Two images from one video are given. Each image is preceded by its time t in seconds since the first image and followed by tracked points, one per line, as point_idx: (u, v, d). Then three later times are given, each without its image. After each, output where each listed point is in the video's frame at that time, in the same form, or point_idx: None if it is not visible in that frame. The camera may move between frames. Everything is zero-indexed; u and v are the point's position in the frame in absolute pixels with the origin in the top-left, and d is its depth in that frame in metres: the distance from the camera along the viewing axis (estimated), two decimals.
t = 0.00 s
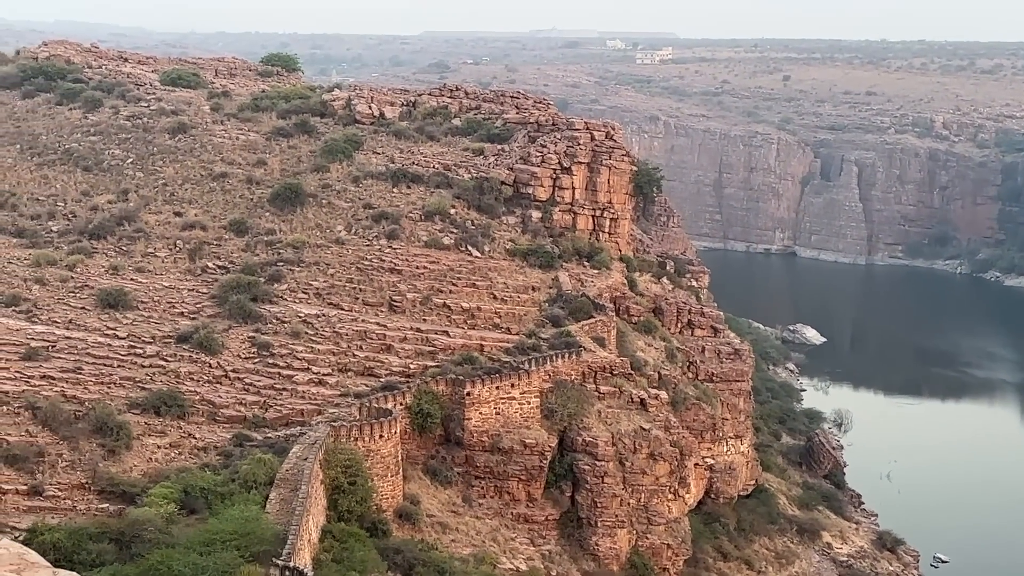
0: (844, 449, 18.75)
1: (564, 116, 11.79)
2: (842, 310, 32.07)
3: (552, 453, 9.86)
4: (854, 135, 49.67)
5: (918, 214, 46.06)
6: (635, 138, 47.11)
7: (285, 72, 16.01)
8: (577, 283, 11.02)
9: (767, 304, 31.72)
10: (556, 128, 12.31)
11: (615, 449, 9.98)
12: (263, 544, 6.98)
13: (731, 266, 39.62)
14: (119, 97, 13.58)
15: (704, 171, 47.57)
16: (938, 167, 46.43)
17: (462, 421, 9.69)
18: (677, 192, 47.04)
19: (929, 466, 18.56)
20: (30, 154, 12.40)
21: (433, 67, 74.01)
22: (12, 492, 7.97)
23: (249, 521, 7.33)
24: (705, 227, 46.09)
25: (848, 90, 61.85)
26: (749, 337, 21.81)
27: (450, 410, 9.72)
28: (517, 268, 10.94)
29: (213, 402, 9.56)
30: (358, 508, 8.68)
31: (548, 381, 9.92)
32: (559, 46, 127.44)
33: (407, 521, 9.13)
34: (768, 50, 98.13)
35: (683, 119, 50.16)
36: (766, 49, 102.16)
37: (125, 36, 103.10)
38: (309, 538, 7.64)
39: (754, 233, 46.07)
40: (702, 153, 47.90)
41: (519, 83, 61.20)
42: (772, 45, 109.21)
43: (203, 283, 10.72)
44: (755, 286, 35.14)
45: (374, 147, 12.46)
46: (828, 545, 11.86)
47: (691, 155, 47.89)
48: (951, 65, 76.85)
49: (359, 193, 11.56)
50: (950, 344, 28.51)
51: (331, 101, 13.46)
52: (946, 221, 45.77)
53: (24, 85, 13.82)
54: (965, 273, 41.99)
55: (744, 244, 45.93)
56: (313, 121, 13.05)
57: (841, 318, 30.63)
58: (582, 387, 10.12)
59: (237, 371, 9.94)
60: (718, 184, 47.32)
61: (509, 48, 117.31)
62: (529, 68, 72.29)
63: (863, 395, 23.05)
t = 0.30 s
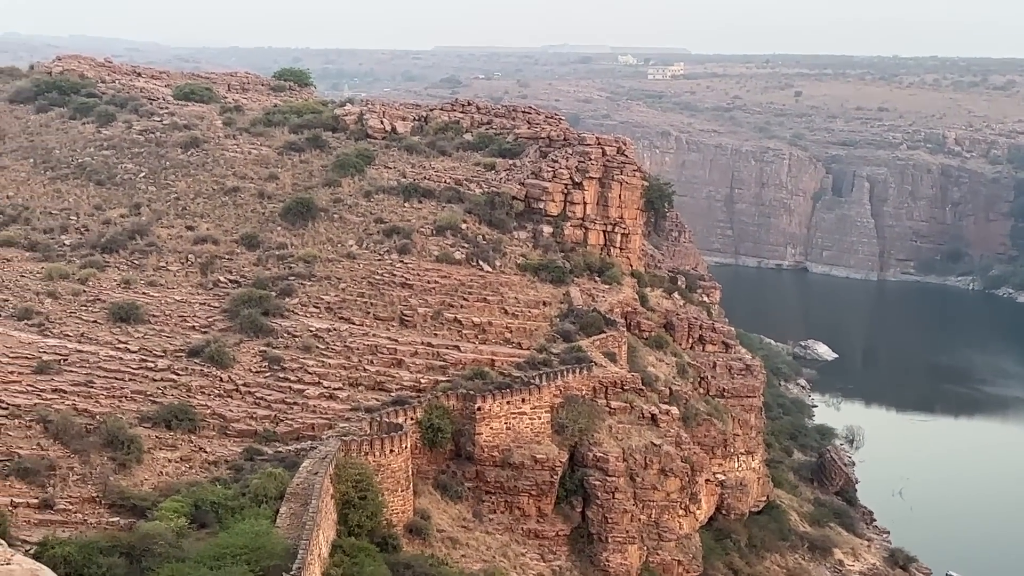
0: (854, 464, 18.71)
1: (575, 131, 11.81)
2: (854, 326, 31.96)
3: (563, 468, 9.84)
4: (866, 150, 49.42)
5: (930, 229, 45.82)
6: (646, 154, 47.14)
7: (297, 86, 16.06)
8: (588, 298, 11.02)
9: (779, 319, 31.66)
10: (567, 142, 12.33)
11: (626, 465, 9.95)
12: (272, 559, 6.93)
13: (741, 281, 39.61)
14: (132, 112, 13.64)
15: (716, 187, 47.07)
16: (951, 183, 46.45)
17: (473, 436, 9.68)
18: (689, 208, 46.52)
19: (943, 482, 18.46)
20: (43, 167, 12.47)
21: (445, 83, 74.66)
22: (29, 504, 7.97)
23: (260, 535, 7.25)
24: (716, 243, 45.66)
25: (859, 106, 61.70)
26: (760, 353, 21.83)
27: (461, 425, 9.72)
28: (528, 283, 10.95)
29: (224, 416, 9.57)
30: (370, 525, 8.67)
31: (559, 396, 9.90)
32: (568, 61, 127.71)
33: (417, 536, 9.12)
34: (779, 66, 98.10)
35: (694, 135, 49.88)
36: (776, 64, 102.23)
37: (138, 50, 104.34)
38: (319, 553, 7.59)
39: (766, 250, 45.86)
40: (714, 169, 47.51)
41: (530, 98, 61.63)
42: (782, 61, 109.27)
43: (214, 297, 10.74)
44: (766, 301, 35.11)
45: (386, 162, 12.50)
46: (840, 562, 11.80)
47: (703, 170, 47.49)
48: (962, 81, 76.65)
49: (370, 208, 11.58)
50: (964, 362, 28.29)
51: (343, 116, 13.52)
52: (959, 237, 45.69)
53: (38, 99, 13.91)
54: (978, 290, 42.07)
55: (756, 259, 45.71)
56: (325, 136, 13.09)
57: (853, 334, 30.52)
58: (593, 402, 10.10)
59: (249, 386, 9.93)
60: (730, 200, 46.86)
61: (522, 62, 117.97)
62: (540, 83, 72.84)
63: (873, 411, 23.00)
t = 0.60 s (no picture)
0: (826, 459, 20.01)
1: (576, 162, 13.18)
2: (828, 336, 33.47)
3: (563, 460, 11.09)
4: (835, 180, 51.67)
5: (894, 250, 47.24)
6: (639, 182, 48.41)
7: (329, 121, 17.46)
8: (587, 309, 12.29)
9: (757, 329, 33.31)
10: (569, 172, 13.67)
11: (620, 458, 11.19)
12: (306, 539, 8.09)
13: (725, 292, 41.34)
14: (181, 144, 14.95)
15: (699, 212, 49.08)
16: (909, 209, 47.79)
17: (484, 432, 10.94)
18: (677, 230, 48.64)
19: (907, 478, 19.74)
20: (103, 193, 13.84)
21: (461, 119, 78.19)
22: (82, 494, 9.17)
23: (289, 524, 8.39)
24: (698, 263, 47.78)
25: (831, 140, 63.78)
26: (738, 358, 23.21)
27: (473, 422, 10.98)
28: (534, 296, 12.25)
29: (264, 414, 10.87)
30: (394, 509, 9.93)
31: (561, 397, 11.19)
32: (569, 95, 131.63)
33: (434, 521, 10.38)
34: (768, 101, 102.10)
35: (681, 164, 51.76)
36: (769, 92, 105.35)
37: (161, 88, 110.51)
38: (346, 535, 8.79)
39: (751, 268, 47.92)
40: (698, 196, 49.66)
41: (534, 132, 63.60)
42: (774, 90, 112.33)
43: (255, 309, 12.03)
44: (747, 312, 36.79)
45: (408, 188, 13.85)
46: (812, 545, 13.07)
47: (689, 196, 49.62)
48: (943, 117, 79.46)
49: (394, 229, 12.89)
50: (931, 368, 29.67)
51: (371, 147, 14.91)
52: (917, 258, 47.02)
53: (98, 132, 15.29)
54: (934, 304, 43.85)
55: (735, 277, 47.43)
56: (355, 165, 14.41)
57: (826, 343, 32.01)
58: (591, 402, 11.38)
59: (284, 388, 11.21)
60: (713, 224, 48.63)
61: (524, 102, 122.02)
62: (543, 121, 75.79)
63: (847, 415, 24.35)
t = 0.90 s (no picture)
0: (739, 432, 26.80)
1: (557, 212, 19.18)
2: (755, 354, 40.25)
3: (548, 414, 16.39)
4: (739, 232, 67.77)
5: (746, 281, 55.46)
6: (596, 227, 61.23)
7: (389, 182, 25.50)
8: (565, 312, 17.90)
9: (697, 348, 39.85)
10: (553, 219, 19.74)
11: (587, 412, 16.49)
12: (373, 468, 11.57)
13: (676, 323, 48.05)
14: (287, 199, 21.93)
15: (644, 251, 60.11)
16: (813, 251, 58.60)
17: (495, 395, 16.09)
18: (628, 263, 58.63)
19: (807, 451, 25.80)
20: (235, 232, 20.51)
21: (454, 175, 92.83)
22: (217, 434, 13.03)
23: (361, 457, 11.95)
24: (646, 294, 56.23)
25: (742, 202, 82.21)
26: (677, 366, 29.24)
27: (487, 388, 16.13)
28: (529, 303, 17.89)
29: (344, 382, 15.42)
30: (436, 446, 14.50)
31: (547, 371, 16.53)
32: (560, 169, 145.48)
33: (461, 456, 15.03)
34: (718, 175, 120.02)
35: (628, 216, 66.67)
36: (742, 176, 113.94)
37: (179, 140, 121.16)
38: (399, 466, 12.52)
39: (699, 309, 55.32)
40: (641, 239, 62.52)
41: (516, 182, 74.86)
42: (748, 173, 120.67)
43: (337, 309, 17.58)
44: (691, 337, 43.55)
45: (443, 229, 20.04)
46: (718, 475, 19.31)
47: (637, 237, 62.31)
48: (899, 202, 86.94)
49: (434, 258, 18.81)
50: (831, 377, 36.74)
51: (417, 202, 21.49)
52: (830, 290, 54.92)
53: (232, 191, 22.53)
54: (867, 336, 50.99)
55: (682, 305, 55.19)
56: (406, 215, 20.83)
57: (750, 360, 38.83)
58: (568, 375, 16.75)
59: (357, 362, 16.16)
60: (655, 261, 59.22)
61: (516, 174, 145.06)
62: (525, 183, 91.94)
63: (767, 409, 30.57)
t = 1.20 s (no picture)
0: (674, 407, 36.03)
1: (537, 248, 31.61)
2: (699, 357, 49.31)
3: (531, 372, 25.83)
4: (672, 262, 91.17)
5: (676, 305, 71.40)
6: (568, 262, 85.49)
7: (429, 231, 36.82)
8: (544, 308, 28.99)
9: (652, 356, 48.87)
10: (535, 252, 32.19)
11: (556, 370, 26.41)
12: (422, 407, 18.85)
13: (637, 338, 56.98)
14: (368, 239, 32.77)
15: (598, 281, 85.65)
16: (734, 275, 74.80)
17: (499, 359, 25.34)
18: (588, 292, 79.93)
19: (724, 418, 34.89)
20: (338, 259, 30.80)
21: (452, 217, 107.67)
22: (322, 382, 20.71)
23: (412, 397, 19.60)
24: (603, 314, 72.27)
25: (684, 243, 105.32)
26: (623, 355, 39.70)
27: (493, 355, 25.31)
28: (521, 302, 28.67)
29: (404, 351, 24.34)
30: (460, 395, 22.72)
31: (533, 344, 26.31)
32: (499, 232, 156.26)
33: (477, 398, 23.77)
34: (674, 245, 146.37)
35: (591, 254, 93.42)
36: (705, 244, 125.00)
37: (189, 211, 131.33)
38: (437, 406, 20.23)
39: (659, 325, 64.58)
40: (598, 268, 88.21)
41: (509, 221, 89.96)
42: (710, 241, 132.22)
43: (400, 306, 27.41)
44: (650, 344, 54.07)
45: (467, 257, 31.29)
46: (640, 414, 30.24)
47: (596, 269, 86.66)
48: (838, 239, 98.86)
49: (461, 274, 29.58)
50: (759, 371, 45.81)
51: (450, 241, 33.16)
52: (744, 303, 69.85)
53: (336, 235, 33.71)
54: (807, 342, 60.45)
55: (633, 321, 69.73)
56: (444, 247, 32.39)
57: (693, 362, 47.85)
58: (545, 346, 26.80)
59: (409, 344, 25.07)
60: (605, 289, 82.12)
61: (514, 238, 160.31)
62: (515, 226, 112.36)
63: (700, 387, 40.49)
